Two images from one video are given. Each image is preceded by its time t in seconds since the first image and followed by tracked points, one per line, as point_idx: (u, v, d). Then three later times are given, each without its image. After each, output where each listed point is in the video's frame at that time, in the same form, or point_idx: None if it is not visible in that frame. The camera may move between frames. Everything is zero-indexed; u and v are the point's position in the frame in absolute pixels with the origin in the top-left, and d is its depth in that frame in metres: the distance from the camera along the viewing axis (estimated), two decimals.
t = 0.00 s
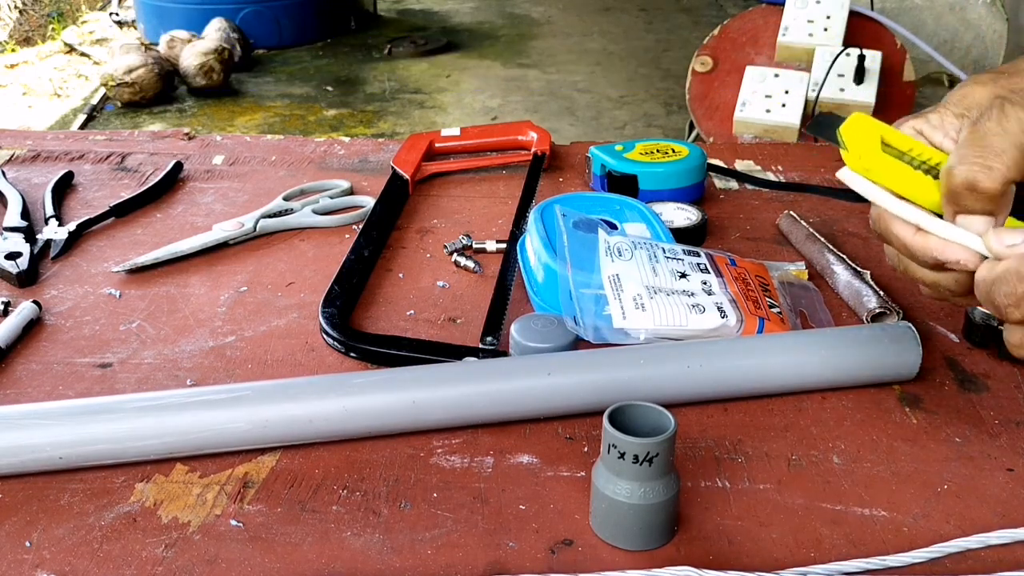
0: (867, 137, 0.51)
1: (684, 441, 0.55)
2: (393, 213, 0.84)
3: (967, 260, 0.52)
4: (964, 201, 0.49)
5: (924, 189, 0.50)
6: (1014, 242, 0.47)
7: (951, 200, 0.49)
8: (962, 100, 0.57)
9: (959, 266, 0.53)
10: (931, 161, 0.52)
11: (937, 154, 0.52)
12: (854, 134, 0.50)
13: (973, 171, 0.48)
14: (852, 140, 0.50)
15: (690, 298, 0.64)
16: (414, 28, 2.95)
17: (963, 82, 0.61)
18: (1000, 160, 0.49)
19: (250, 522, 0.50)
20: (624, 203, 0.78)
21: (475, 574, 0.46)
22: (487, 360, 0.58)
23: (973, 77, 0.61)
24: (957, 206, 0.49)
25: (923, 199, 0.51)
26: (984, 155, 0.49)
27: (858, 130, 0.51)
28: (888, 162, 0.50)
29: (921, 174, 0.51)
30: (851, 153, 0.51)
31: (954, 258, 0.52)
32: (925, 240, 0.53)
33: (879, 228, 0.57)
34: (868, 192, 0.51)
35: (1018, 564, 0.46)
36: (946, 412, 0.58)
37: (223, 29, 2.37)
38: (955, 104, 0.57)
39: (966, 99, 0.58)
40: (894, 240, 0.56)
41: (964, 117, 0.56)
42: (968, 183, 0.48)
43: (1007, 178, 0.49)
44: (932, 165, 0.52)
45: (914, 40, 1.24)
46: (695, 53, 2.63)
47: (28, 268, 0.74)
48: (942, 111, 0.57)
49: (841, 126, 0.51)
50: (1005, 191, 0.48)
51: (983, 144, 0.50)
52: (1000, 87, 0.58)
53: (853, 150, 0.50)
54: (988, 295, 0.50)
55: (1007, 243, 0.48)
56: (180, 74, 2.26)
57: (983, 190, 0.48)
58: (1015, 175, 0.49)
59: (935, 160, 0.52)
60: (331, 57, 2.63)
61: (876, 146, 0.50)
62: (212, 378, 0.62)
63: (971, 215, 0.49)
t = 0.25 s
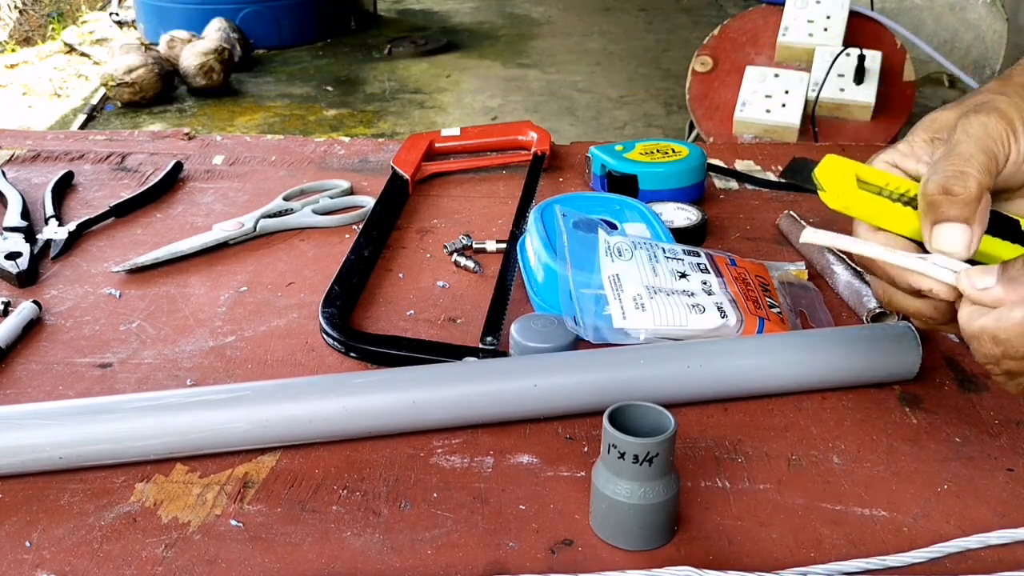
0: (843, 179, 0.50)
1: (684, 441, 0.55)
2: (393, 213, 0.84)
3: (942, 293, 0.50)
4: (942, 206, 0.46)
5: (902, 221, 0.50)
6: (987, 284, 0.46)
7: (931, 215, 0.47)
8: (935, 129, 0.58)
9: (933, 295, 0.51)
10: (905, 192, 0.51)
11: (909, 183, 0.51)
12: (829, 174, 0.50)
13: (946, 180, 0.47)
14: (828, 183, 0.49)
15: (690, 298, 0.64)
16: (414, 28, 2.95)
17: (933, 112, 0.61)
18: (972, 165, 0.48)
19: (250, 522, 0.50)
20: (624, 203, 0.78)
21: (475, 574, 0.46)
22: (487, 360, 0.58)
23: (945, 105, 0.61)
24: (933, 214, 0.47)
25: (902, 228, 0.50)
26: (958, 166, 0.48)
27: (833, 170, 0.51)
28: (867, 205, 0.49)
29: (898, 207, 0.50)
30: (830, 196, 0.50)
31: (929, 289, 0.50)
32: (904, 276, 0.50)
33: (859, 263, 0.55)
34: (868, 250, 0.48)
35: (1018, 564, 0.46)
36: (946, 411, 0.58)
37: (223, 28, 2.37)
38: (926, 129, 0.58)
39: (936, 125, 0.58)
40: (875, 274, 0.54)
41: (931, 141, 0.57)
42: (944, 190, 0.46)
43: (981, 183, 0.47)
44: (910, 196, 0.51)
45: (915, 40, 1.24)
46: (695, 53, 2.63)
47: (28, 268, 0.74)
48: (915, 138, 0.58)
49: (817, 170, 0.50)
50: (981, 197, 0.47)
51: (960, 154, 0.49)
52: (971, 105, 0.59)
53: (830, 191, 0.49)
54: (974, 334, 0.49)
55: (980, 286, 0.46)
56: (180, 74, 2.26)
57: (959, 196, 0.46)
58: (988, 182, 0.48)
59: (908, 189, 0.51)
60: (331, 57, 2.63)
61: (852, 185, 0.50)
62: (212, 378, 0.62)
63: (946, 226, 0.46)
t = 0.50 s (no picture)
0: (806, 148, 0.52)
1: (684, 441, 0.55)
2: (393, 213, 0.84)
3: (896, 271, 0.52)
4: (906, 197, 0.48)
5: (862, 197, 0.53)
6: (967, 257, 0.48)
7: (892, 200, 0.49)
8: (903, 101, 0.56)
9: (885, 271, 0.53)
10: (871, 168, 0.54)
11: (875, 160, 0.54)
12: (791, 145, 0.52)
13: (917, 173, 0.48)
14: (790, 152, 0.52)
15: (690, 298, 0.64)
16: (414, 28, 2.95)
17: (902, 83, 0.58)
18: (942, 162, 0.49)
19: (250, 522, 0.50)
20: (624, 203, 0.78)
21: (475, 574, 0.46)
22: (487, 360, 0.58)
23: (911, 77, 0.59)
24: (894, 201, 0.49)
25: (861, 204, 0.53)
26: (929, 158, 0.49)
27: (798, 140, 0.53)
28: (825, 178, 0.52)
29: (859, 183, 0.53)
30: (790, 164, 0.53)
31: (883, 266, 0.52)
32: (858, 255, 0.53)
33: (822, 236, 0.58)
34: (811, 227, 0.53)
35: (1018, 564, 0.46)
36: (946, 411, 0.58)
37: (223, 28, 2.37)
38: (892, 101, 0.56)
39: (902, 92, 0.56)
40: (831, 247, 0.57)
41: (898, 115, 0.54)
42: (913, 182, 0.48)
43: (946, 179, 0.49)
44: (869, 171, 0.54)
45: (914, 40, 1.24)
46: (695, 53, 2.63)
47: (28, 268, 0.74)
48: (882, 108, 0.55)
49: (780, 136, 0.53)
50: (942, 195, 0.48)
51: (935, 146, 0.50)
52: (939, 85, 0.56)
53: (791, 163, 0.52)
54: (962, 290, 0.49)
55: (961, 257, 0.48)
56: (180, 74, 2.26)
57: (924, 188, 0.48)
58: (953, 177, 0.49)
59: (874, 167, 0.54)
60: (331, 57, 2.62)
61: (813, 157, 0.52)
62: (212, 378, 0.62)
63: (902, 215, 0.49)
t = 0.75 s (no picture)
0: (781, 132, 0.50)
1: (684, 441, 0.55)
2: (393, 213, 0.84)
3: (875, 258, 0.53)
4: (895, 175, 0.47)
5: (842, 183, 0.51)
6: (941, 237, 0.50)
7: (879, 178, 0.47)
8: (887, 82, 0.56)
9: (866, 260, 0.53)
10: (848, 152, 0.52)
11: (855, 145, 0.52)
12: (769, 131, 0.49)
13: (907, 153, 0.46)
14: (767, 135, 0.49)
15: (690, 298, 0.64)
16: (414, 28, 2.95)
17: (884, 64, 0.59)
18: (930, 141, 0.48)
19: (250, 522, 0.50)
20: (624, 203, 0.78)
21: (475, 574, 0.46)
22: (487, 360, 0.58)
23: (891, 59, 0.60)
24: (883, 179, 0.47)
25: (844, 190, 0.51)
26: (917, 139, 0.48)
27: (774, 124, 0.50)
28: (803, 162, 0.50)
29: (839, 166, 0.51)
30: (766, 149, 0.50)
31: (862, 253, 0.53)
32: (837, 241, 0.53)
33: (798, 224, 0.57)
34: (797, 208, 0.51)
35: (1018, 564, 0.46)
36: (946, 411, 0.58)
37: (223, 29, 2.37)
38: (875, 83, 0.56)
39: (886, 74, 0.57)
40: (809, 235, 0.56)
41: (881, 96, 0.55)
42: (903, 161, 0.46)
43: (936, 159, 0.47)
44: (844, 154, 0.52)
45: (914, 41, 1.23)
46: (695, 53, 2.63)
47: (27, 268, 0.74)
48: (867, 90, 0.56)
49: (756, 118, 0.50)
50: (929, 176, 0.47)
51: (923, 126, 0.49)
52: (923, 65, 0.57)
53: (768, 146, 0.49)
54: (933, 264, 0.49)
55: (934, 238, 0.50)
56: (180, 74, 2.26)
57: (913, 169, 0.46)
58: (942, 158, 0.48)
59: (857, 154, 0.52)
60: (331, 57, 2.62)
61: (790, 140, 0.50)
62: (212, 378, 0.62)
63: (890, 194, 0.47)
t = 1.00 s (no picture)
0: (778, 162, 0.50)
1: (684, 441, 0.55)
2: (393, 213, 0.84)
3: (884, 273, 0.53)
4: (889, 197, 0.48)
5: (841, 205, 0.51)
6: (940, 272, 0.49)
7: (873, 201, 0.49)
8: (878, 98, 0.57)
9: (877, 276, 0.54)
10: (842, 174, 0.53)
11: (846, 165, 0.53)
12: (762, 159, 0.50)
13: (898, 173, 0.48)
14: (762, 166, 0.50)
15: (690, 298, 0.64)
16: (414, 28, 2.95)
17: (872, 79, 0.60)
18: (921, 160, 0.50)
19: (250, 522, 0.50)
20: (624, 203, 0.77)
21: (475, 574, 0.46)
22: (487, 360, 0.58)
23: (878, 73, 0.60)
24: (877, 202, 0.49)
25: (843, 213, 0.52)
26: (907, 158, 0.49)
27: (766, 152, 0.51)
28: (802, 187, 0.50)
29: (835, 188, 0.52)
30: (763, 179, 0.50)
31: (871, 270, 0.54)
32: (844, 259, 0.54)
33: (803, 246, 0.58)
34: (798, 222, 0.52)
35: (1018, 564, 0.46)
36: (945, 411, 0.58)
37: (223, 28, 2.37)
38: (866, 98, 0.57)
39: (876, 89, 0.58)
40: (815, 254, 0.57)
41: (873, 113, 0.55)
42: (892, 183, 0.48)
43: (926, 177, 0.49)
44: (838, 176, 0.53)
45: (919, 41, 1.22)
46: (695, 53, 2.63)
47: (27, 268, 0.74)
48: (858, 105, 0.57)
49: (750, 152, 0.50)
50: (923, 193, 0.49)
51: (912, 145, 0.51)
52: (912, 79, 0.58)
53: (763, 176, 0.50)
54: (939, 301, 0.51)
55: (934, 273, 0.50)
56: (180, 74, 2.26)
57: (904, 189, 0.48)
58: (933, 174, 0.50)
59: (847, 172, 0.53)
60: (331, 57, 2.62)
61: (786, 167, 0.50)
62: (212, 378, 0.62)
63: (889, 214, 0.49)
